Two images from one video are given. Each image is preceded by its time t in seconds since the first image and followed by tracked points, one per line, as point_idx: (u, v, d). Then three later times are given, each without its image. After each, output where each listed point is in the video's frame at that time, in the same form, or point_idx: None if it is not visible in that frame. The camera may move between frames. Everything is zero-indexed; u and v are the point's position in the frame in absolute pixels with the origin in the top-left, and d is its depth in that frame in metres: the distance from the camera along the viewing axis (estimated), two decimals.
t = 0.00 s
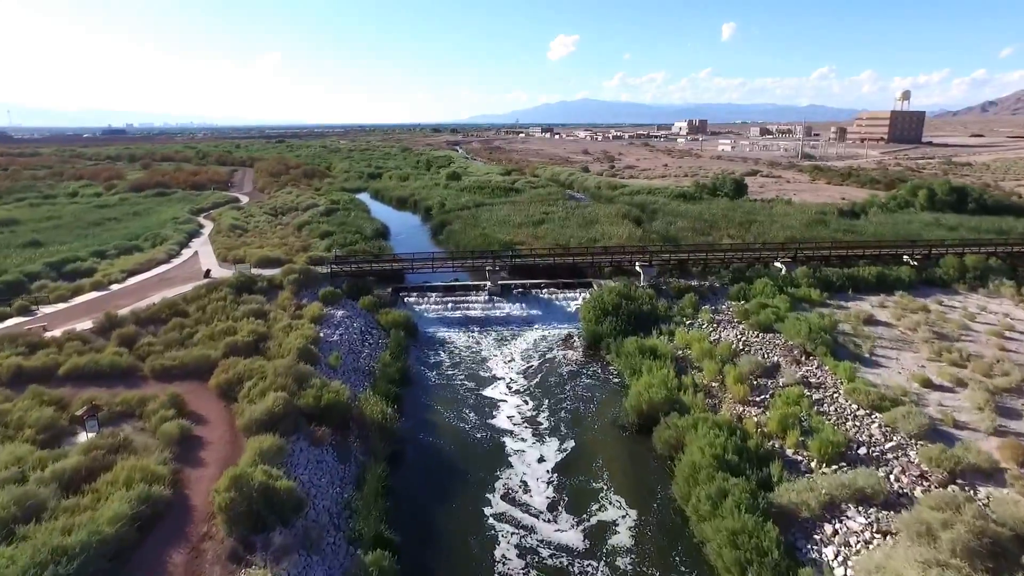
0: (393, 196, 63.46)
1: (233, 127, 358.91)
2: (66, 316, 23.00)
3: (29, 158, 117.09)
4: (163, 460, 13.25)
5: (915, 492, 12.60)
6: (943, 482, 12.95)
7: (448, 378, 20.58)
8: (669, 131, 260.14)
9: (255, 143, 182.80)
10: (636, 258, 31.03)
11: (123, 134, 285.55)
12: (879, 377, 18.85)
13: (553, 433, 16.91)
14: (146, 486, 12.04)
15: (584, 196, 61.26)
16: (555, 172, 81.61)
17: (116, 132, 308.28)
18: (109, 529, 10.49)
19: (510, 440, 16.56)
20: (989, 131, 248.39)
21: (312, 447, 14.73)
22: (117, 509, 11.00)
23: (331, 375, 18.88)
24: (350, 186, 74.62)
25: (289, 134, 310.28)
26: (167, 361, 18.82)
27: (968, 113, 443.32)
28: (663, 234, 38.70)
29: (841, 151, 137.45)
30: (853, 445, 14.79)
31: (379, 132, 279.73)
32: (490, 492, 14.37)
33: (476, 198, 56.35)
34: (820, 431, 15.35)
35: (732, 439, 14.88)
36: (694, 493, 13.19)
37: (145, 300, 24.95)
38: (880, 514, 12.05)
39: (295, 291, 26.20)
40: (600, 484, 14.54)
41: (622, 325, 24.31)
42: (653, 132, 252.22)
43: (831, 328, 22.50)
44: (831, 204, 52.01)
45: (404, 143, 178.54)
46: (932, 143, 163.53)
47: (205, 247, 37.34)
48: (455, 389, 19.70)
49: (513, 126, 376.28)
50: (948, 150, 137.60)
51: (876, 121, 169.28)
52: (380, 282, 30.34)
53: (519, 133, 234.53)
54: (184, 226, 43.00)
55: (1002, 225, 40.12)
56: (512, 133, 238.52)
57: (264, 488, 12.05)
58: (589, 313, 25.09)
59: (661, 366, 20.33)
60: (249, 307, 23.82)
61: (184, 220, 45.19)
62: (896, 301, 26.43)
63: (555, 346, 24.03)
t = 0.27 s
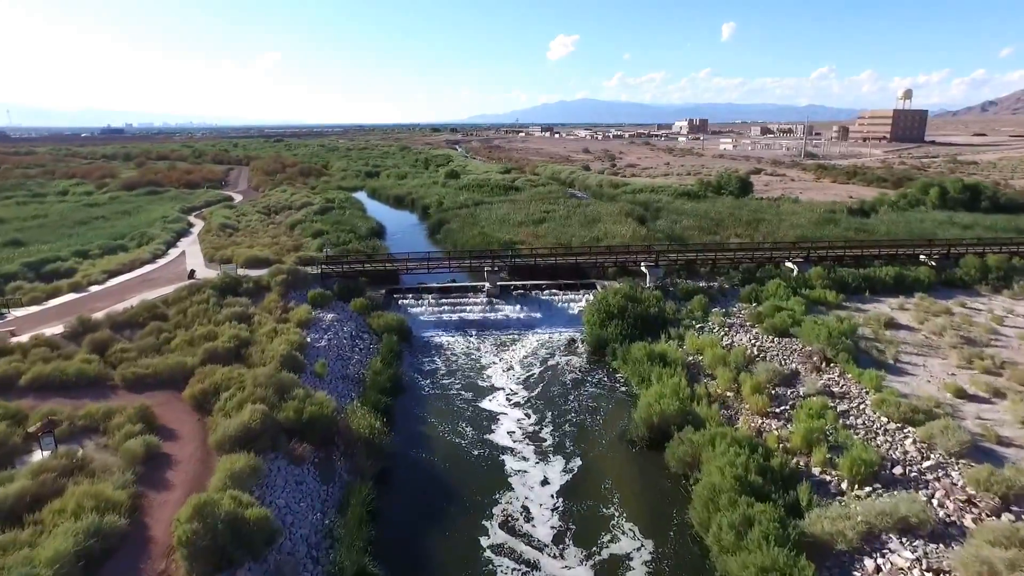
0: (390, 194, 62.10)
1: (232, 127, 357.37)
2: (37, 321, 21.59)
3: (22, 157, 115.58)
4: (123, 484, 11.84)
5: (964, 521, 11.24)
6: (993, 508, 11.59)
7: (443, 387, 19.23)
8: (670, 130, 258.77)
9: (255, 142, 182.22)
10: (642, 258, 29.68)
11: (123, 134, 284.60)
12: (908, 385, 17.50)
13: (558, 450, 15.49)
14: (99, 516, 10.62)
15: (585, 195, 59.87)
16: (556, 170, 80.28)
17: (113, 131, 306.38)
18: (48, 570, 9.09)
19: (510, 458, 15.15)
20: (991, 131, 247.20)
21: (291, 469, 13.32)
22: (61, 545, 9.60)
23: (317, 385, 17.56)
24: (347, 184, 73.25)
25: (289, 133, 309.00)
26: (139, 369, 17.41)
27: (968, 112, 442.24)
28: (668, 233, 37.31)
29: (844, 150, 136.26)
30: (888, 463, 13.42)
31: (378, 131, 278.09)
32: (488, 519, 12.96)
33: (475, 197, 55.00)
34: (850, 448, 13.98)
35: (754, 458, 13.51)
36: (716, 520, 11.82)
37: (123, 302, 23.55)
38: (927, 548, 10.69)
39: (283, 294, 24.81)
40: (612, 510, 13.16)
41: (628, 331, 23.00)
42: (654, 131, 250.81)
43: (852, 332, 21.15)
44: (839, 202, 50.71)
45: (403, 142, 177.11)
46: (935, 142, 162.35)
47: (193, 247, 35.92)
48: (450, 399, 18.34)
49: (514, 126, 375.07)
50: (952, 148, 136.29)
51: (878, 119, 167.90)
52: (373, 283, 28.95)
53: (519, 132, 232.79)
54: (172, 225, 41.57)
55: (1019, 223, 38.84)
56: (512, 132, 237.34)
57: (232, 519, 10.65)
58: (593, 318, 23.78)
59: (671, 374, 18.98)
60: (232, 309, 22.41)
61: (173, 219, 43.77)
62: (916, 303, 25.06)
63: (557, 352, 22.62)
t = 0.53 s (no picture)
0: (388, 193, 60.78)
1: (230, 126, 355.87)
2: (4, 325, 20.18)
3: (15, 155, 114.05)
4: (72, 513, 10.44)
5: None
6: None
7: (437, 398, 17.84)
8: (670, 129, 257.48)
9: (253, 142, 180.64)
10: (648, 258, 28.36)
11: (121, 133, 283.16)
12: (940, 395, 16.19)
13: (564, 471, 14.08)
14: (37, 554, 9.23)
15: (587, 193, 58.57)
16: (557, 169, 79.02)
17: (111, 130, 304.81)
18: None
19: (511, 481, 13.75)
20: (993, 130, 246.10)
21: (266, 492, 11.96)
22: None
23: (299, 396, 16.22)
24: (344, 183, 71.93)
25: (288, 133, 307.50)
26: (107, 377, 16.03)
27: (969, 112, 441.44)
28: (674, 232, 35.99)
29: (847, 148, 135.18)
30: (930, 484, 12.08)
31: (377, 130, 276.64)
32: (486, 553, 11.57)
33: (474, 195, 53.68)
34: (886, 467, 12.65)
35: (782, 479, 12.17)
36: (743, 554, 10.47)
37: (99, 305, 22.15)
38: None
39: (269, 296, 23.42)
40: (626, 542, 11.77)
41: (635, 336, 21.63)
42: (654, 131, 249.56)
43: (874, 337, 19.84)
44: (848, 200, 49.45)
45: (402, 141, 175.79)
46: (938, 141, 161.25)
47: (180, 246, 34.52)
48: (445, 411, 16.95)
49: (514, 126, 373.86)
50: (957, 147, 135.07)
51: (881, 119, 166.70)
52: (366, 284, 27.58)
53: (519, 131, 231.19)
54: (161, 224, 40.19)
55: None
56: (512, 132, 236.11)
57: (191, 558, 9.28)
58: (598, 321, 22.41)
59: (684, 384, 17.62)
60: (214, 312, 21.04)
61: (161, 217, 42.41)
62: (938, 305, 23.75)
63: (560, 358, 21.24)
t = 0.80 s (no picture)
0: (385, 191, 59.49)
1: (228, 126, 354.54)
2: None
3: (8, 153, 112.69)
4: (7, 550, 9.06)
5: None
6: None
7: (432, 409, 16.47)
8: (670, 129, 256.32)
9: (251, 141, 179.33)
10: (656, 257, 27.03)
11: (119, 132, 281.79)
12: (979, 407, 14.87)
13: (571, 497, 12.69)
14: None
15: (588, 191, 57.27)
16: (557, 167, 77.74)
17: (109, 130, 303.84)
18: None
19: (513, 508, 12.36)
20: (995, 130, 245.09)
21: (236, 521, 10.64)
22: None
23: (280, 409, 14.87)
24: (341, 181, 70.71)
25: (287, 132, 306.35)
26: (70, 387, 14.66)
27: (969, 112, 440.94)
28: (680, 231, 34.68)
29: (849, 148, 134.01)
30: (983, 512, 10.77)
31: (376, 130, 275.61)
32: None
33: (473, 193, 52.42)
34: (932, 492, 11.31)
35: (817, 507, 10.81)
36: None
37: (72, 308, 20.77)
38: None
39: (254, 298, 22.05)
40: None
41: (643, 341, 20.28)
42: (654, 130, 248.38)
43: (901, 342, 18.51)
44: (857, 198, 48.18)
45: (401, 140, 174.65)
46: (941, 140, 160.10)
47: (166, 245, 33.14)
48: (440, 425, 15.58)
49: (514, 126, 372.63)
50: (961, 146, 133.82)
51: (884, 118, 165.46)
52: (358, 285, 26.22)
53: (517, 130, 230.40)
54: (148, 222, 38.84)
55: None
56: (512, 131, 234.95)
57: None
58: (604, 326, 21.05)
59: (698, 395, 16.26)
60: (194, 315, 19.67)
61: (150, 216, 41.06)
62: (964, 307, 22.42)
63: (563, 364, 19.89)
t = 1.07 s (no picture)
0: (382, 189, 58.20)
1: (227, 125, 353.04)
2: None
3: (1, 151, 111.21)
4: None
5: None
6: None
7: (426, 423, 15.15)
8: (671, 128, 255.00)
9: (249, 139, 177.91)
10: (663, 256, 25.75)
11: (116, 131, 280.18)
12: None
13: (580, 526, 11.36)
14: None
15: (590, 189, 55.97)
16: (558, 165, 76.49)
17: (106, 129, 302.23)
18: None
19: (515, 540, 11.03)
20: (997, 129, 244.00)
21: (201, 556, 9.33)
22: None
23: (258, 424, 13.57)
24: (338, 179, 69.41)
25: (286, 131, 304.95)
26: (27, 399, 13.31)
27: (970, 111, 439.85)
28: (687, 229, 33.38)
29: (852, 146, 132.78)
30: None
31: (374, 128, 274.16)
32: None
33: (472, 191, 51.15)
34: (987, 522, 10.05)
35: (861, 541, 9.53)
36: None
37: (42, 310, 19.41)
38: None
39: (238, 300, 20.72)
40: None
41: (653, 346, 18.98)
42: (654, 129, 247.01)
43: (931, 346, 17.25)
44: (867, 197, 46.95)
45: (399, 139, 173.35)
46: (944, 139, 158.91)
47: (151, 244, 31.79)
48: (434, 441, 14.26)
49: (514, 125, 371.38)
50: (965, 144, 132.67)
51: (887, 116, 164.28)
52: (350, 286, 24.89)
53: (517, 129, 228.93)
54: (135, 221, 37.47)
55: None
56: (511, 131, 233.57)
57: None
58: (610, 331, 19.76)
59: (715, 407, 14.95)
60: (171, 318, 18.34)
61: (138, 214, 39.69)
62: (991, 310, 21.16)
63: (566, 371, 18.59)
